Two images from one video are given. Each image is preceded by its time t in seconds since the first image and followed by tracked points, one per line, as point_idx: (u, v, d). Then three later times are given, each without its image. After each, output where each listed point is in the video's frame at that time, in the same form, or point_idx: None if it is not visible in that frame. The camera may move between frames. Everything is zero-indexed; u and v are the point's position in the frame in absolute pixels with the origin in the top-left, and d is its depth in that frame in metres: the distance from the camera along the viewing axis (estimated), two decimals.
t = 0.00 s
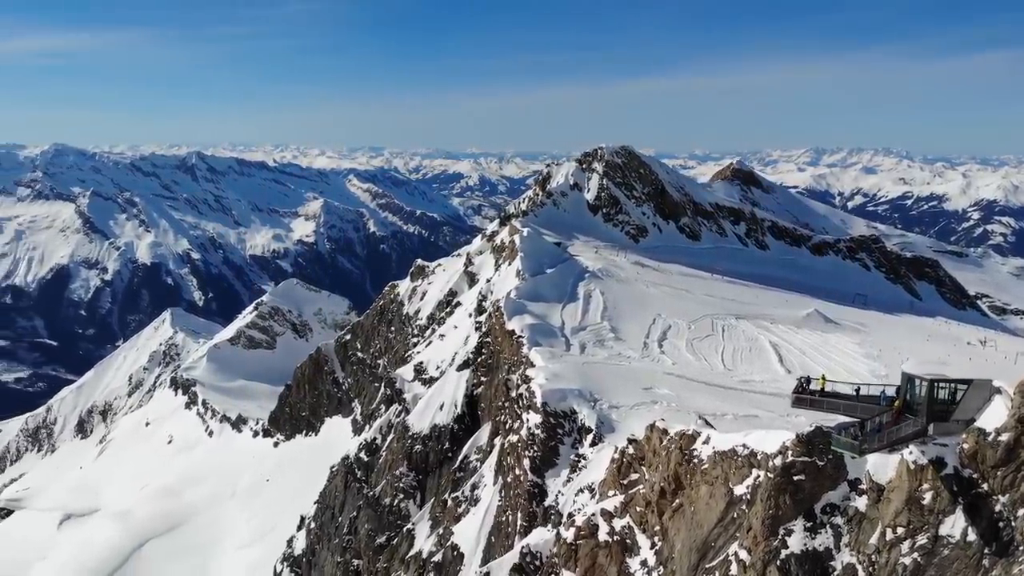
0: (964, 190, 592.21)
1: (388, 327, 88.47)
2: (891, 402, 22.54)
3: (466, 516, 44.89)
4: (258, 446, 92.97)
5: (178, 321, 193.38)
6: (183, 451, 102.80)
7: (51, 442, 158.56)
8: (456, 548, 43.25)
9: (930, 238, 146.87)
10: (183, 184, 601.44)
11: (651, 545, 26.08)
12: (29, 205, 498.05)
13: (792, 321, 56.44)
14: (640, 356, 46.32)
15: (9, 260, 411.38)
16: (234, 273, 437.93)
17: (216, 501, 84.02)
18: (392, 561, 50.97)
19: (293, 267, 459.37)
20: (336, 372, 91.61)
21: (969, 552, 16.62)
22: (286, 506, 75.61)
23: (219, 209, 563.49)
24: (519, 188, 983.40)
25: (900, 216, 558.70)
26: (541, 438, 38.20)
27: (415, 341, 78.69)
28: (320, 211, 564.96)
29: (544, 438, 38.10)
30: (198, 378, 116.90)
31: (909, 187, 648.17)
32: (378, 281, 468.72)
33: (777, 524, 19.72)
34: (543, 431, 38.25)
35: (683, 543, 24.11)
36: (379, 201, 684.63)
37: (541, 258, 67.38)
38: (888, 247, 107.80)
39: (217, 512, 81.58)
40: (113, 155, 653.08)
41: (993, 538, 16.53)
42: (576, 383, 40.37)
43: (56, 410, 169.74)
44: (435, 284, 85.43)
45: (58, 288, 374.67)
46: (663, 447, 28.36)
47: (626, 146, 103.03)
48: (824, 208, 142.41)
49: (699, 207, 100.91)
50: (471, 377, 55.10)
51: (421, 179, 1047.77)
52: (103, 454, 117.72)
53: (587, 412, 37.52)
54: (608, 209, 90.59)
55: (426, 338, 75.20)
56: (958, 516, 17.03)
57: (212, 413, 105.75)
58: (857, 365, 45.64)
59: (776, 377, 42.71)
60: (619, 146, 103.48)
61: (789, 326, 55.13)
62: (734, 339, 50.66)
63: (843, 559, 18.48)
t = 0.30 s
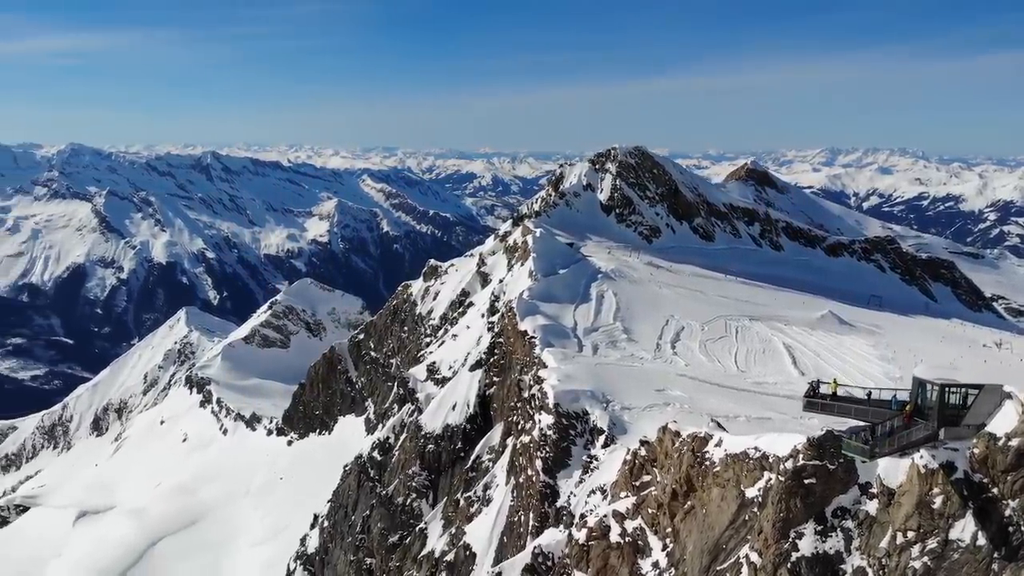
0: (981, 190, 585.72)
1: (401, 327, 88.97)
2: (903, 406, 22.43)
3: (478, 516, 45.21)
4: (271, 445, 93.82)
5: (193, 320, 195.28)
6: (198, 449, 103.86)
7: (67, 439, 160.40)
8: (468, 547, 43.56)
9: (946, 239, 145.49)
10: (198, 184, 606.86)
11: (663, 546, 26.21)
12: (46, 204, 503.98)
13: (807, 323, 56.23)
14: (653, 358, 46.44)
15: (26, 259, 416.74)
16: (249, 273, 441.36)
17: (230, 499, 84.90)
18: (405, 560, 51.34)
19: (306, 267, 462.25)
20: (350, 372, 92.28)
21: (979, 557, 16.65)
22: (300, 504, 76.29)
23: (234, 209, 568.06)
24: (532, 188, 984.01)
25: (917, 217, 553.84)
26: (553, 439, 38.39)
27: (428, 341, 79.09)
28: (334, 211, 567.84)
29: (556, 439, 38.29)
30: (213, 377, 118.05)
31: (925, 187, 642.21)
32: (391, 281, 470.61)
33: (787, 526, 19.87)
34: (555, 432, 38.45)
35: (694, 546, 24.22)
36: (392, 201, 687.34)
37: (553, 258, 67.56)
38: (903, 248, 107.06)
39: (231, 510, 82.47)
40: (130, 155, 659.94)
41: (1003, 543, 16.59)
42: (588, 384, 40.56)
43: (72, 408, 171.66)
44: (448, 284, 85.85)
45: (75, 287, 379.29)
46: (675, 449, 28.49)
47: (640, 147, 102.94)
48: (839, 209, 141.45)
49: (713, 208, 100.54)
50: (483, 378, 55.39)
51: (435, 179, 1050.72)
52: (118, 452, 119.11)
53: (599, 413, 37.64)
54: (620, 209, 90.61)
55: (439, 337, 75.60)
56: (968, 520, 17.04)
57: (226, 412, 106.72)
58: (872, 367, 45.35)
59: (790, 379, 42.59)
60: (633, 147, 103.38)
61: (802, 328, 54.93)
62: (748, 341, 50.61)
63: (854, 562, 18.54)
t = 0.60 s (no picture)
0: (999, 191, 579.42)
1: (414, 327, 89.44)
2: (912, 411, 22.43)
3: (491, 516, 45.47)
4: (285, 443, 94.56)
5: (208, 318, 196.98)
6: (213, 448, 104.80)
7: (83, 436, 162.32)
8: (480, 547, 43.80)
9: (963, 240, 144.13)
10: (213, 184, 611.65)
11: (674, 548, 26.34)
12: (63, 203, 509.78)
13: (821, 324, 56.02)
14: (666, 359, 46.47)
15: (43, 258, 422.00)
16: (263, 272, 444.60)
17: (244, 497, 85.60)
18: (417, 559, 51.72)
19: (320, 266, 464.96)
20: (363, 371, 92.85)
21: (988, 561, 16.74)
22: (313, 503, 76.86)
23: (248, 208, 572.13)
24: (545, 189, 983.95)
25: (932, 218, 548.79)
26: (565, 440, 38.50)
27: (440, 341, 79.51)
28: (347, 210, 570.49)
29: (568, 440, 38.39)
30: (227, 377, 119.12)
31: (942, 188, 636.27)
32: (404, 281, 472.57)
33: (798, 530, 19.93)
34: (567, 433, 38.58)
35: (706, 548, 24.32)
36: (405, 201, 689.70)
37: (566, 259, 67.71)
38: (919, 249, 106.27)
39: (245, 508, 83.19)
40: (146, 155, 666.30)
41: (1013, 547, 16.69)
42: (601, 385, 40.70)
43: (88, 406, 173.81)
44: (460, 284, 86.26)
45: (91, 286, 383.89)
46: (687, 452, 28.59)
47: (653, 147, 102.77)
48: (854, 209, 140.47)
49: (727, 208, 100.23)
50: (495, 378, 55.62)
51: (448, 179, 1053.20)
52: (133, 449, 120.44)
53: (611, 415, 37.74)
54: (634, 210, 90.53)
55: (451, 337, 75.97)
56: (978, 524, 17.13)
57: (240, 410, 107.66)
58: (886, 369, 45.15)
59: (803, 381, 42.52)
60: (646, 147, 103.24)
61: (816, 329, 54.76)
62: (761, 342, 50.55)
63: (864, 565, 18.61)
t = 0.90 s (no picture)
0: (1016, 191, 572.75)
1: (427, 327, 89.98)
2: (923, 416, 22.41)
3: (503, 516, 45.73)
4: (299, 442, 95.35)
5: (223, 317, 198.89)
6: (227, 446, 105.79)
7: (98, 434, 164.32)
8: (492, 547, 44.09)
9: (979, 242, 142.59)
10: (227, 183, 616.61)
11: (686, 550, 26.47)
12: (79, 203, 515.75)
13: (835, 326, 55.80)
14: (679, 360, 46.50)
15: (60, 257, 427.37)
16: (277, 272, 447.68)
17: (257, 495, 86.44)
18: (429, 559, 52.06)
19: (333, 266, 467.37)
20: (376, 370, 93.40)
21: (997, 565, 16.83)
22: (326, 502, 77.50)
23: (262, 208, 576.22)
24: (558, 189, 983.44)
25: (948, 218, 543.39)
26: (577, 441, 38.65)
27: (453, 341, 79.88)
28: (361, 210, 573.11)
29: (580, 441, 38.54)
30: (242, 375, 120.29)
31: (958, 189, 629.72)
32: (417, 280, 474.10)
33: (809, 533, 19.99)
34: (579, 434, 38.77)
35: (717, 551, 24.41)
36: (418, 201, 691.72)
37: (578, 259, 67.82)
38: (935, 250, 105.35)
39: (259, 506, 83.96)
40: (162, 155, 672.58)
41: None
42: (613, 387, 40.78)
43: (103, 404, 176.05)
44: (473, 284, 86.60)
45: (106, 285, 388.46)
46: (699, 454, 28.68)
47: (667, 148, 102.56)
48: (869, 210, 139.36)
49: (741, 209, 99.87)
50: (508, 379, 55.88)
51: (461, 179, 1055.14)
52: (148, 448, 121.79)
53: (624, 416, 37.84)
54: (647, 210, 90.47)
55: (464, 338, 76.33)
56: (988, 529, 17.18)
57: (254, 409, 108.69)
58: (900, 372, 44.91)
59: (817, 383, 42.37)
60: (660, 147, 103.05)
61: (830, 331, 54.55)
62: (775, 344, 50.46)
63: (873, 569, 18.67)
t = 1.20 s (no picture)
0: None
1: (440, 327, 90.49)
2: (935, 420, 22.45)
3: (515, 516, 45.98)
4: (312, 441, 96.06)
5: (237, 316, 200.57)
6: (241, 444, 106.75)
7: (113, 432, 166.23)
8: (504, 547, 44.40)
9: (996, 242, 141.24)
10: (242, 183, 621.37)
11: (698, 552, 26.57)
12: (96, 203, 521.48)
13: (849, 328, 55.51)
14: (692, 362, 46.53)
15: (76, 256, 432.38)
16: (291, 271, 450.54)
17: (271, 493, 87.22)
18: (441, 558, 52.37)
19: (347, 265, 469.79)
20: (389, 369, 93.84)
21: (1007, 569, 16.75)
22: (340, 501, 78.12)
23: (277, 208, 580.16)
24: (571, 189, 982.80)
25: (964, 219, 538.48)
26: (589, 443, 38.81)
27: (465, 341, 80.23)
28: (374, 210, 575.42)
29: (592, 443, 38.68)
30: (255, 374, 121.37)
31: (975, 189, 623.40)
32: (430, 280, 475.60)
33: (819, 536, 20.11)
34: (591, 435, 38.89)
35: (728, 553, 24.51)
36: (432, 201, 693.71)
37: (591, 260, 67.91)
38: (950, 251, 104.49)
39: (272, 504, 84.72)
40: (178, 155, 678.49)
41: None
42: (625, 388, 40.90)
43: (118, 402, 177.98)
44: (486, 285, 86.90)
45: (122, 284, 392.81)
46: (711, 456, 28.73)
47: (680, 148, 102.34)
48: (884, 210, 138.33)
49: (755, 210, 99.46)
50: (520, 379, 56.12)
51: (474, 179, 1057.08)
52: (163, 446, 123.10)
53: (636, 418, 37.89)
54: (660, 211, 90.43)
55: (476, 338, 76.64)
56: (998, 533, 17.15)
57: (268, 408, 109.64)
58: (915, 374, 44.66)
59: (830, 386, 42.26)
60: (673, 148, 102.83)
61: (845, 333, 54.22)
62: (789, 345, 50.39)
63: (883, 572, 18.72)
